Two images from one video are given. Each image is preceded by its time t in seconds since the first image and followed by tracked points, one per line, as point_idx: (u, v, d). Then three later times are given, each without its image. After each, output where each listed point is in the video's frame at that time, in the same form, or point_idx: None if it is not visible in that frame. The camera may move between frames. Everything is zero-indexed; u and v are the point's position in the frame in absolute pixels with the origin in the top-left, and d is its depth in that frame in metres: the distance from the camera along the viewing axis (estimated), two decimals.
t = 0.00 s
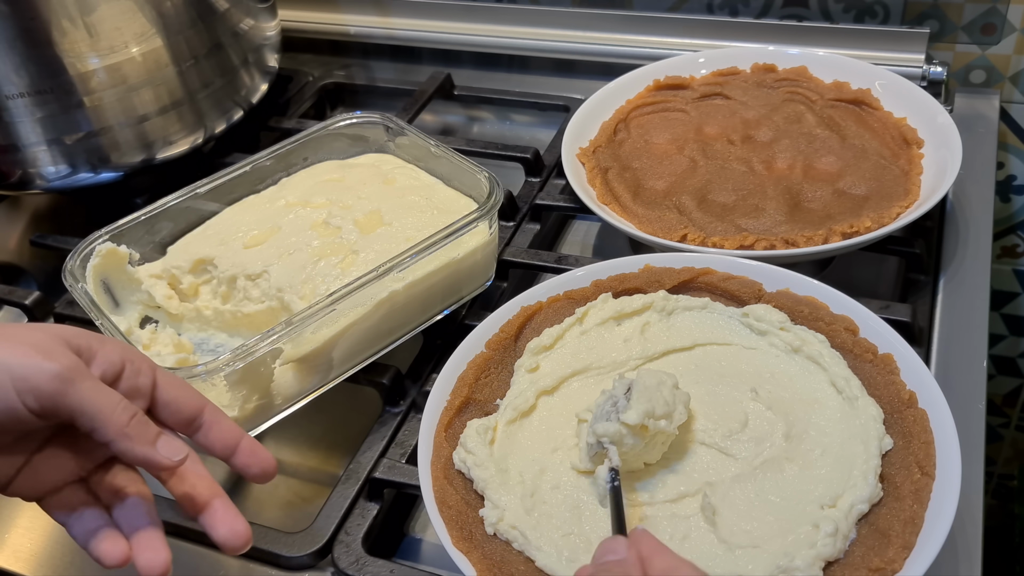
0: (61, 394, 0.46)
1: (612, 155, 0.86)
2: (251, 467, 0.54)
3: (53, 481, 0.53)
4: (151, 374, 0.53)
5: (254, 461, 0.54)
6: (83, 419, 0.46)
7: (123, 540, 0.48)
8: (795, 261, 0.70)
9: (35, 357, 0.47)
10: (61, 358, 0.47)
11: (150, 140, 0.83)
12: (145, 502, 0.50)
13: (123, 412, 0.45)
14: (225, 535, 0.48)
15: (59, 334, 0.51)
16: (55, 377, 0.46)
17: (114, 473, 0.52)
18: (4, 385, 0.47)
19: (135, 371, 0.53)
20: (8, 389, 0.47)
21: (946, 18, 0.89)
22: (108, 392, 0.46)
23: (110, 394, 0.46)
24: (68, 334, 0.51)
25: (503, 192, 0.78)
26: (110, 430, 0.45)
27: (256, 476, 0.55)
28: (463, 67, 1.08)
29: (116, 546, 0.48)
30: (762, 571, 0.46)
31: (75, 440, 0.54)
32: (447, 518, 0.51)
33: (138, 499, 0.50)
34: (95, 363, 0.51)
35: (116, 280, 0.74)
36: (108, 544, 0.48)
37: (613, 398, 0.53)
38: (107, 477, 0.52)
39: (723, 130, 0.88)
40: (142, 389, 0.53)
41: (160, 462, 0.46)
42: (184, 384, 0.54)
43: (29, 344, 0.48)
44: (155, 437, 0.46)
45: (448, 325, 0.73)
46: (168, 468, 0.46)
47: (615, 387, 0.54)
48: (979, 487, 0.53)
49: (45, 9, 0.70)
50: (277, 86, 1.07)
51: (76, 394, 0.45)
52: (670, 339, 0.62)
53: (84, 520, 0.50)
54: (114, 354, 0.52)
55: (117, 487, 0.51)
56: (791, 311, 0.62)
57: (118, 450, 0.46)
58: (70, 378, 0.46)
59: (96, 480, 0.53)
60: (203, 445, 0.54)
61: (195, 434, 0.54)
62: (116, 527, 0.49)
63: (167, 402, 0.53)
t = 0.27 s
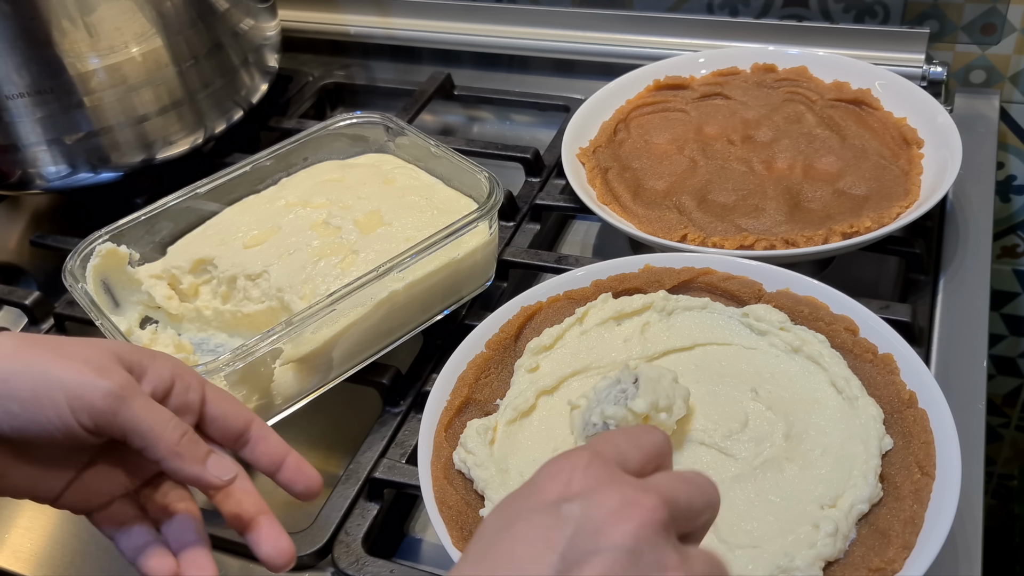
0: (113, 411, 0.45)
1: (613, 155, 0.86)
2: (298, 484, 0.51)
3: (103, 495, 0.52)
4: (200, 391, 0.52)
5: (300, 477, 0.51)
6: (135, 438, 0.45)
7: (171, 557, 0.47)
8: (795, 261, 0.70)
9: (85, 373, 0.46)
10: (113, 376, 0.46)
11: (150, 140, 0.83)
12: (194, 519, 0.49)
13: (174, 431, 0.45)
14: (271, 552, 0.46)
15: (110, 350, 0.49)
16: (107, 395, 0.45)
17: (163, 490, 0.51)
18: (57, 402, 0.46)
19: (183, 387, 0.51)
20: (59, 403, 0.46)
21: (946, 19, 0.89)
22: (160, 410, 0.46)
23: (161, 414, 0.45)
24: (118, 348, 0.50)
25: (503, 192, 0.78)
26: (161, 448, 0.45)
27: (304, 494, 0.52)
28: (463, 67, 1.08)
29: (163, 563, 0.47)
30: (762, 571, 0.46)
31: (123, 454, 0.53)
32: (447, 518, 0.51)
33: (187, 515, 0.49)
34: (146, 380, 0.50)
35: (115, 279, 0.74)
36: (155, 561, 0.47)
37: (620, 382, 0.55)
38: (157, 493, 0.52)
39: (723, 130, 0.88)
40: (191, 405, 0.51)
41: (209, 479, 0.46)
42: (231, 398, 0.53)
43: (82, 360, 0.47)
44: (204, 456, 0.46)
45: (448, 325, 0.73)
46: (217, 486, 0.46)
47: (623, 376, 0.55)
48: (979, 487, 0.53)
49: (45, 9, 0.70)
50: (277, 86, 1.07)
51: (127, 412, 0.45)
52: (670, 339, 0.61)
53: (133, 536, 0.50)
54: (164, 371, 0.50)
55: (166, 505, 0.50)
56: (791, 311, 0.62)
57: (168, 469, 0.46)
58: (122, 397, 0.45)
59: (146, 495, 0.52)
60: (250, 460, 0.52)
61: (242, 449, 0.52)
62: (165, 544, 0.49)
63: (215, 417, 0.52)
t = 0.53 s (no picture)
0: (225, 429, 0.46)
1: (613, 155, 0.86)
2: (381, 476, 0.53)
3: (201, 501, 0.54)
4: (293, 398, 0.53)
5: (383, 468, 0.53)
6: (248, 451, 0.46)
7: (276, 559, 0.49)
8: (795, 261, 0.70)
9: (199, 391, 0.46)
10: (224, 392, 0.46)
11: (150, 140, 0.83)
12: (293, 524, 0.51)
13: (281, 443, 0.46)
14: (367, 550, 0.48)
15: (214, 363, 0.50)
16: (222, 413, 0.45)
17: (261, 497, 0.53)
18: (173, 420, 0.46)
19: (280, 395, 0.52)
20: (177, 423, 0.46)
21: (946, 18, 0.89)
22: (269, 424, 0.46)
23: (269, 426, 0.46)
24: (221, 362, 0.50)
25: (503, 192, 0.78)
26: (271, 460, 0.46)
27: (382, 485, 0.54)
28: (463, 67, 1.08)
29: (268, 563, 0.48)
30: (762, 571, 0.46)
31: (219, 464, 0.54)
32: (447, 518, 0.52)
33: (285, 521, 0.51)
34: (249, 392, 0.51)
35: (116, 280, 0.74)
36: (260, 561, 0.48)
37: (640, 311, 0.51)
38: (254, 500, 0.53)
39: (723, 130, 0.88)
40: (285, 412, 0.53)
41: (314, 488, 0.47)
42: (320, 399, 0.54)
43: (195, 377, 0.47)
44: (308, 465, 0.47)
45: (448, 325, 0.73)
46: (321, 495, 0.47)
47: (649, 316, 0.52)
48: (980, 487, 0.53)
49: (45, 8, 0.70)
50: (277, 86, 1.07)
51: (241, 428, 0.46)
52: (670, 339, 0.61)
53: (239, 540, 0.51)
54: (264, 381, 0.51)
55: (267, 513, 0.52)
56: (791, 311, 0.62)
57: (275, 479, 0.47)
58: (234, 412, 0.46)
59: (242, 500, 0.54)
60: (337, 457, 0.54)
61: (331, 447, 0.54)
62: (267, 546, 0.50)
63: (307, 420, 0.53)
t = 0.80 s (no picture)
0: (279, 424, 0.49)
1: (613, 155, 0.86)
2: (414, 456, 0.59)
3: (246, 492, 0.57)
4: (334, 389, 0.57)
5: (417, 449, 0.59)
6: (301, 444, 0.50)
7: (323, 547, 0.53)
8: (795, 261, 0.70)
9: (251, 390, 0.49)
10: (276, 390, 0.50)
11: (150, 141, 0.83)
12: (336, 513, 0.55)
13: (329, 436, 0.50)
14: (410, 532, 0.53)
15: (260, 359, 0.53)
16: (277, 410, 0.49)
17: (305, 487, 0.58)
18: (229, 418, 0.50)
19: (322, 388, 0.56)
20: (230, 418, 0.50)
21: (946, 19, 0.89)
22: (320, 419, 0.51)
23: (320, 422, 0.51)
24: (267, 359, 0.54)
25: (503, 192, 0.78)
26: (321, 453, 0.50)
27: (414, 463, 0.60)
28: (463, 67, 1.08)
29: (318, 552, 0.52)
30: (762, 571, 0.46)
31: (266, 457, 0.58)
32: (447, 518, 0.52)
33: (330, 513, 0.55)
34: (293, 385, 0.54)
35: (115, 279, 0.74)
36: (309, 551, 0.52)
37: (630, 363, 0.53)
38: (299, 489, 0.58)
39: (723, 130, 0.88)
40: (327, 403, 0.57)
41: (360, 479, 0.51)
42: (357, 389, 0.59)
43: (246, 376, 0.50)
44: (355, 457, 0.51)
45: (448, 325, 0.73)
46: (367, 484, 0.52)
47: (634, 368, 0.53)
48: (980, 487, 0.53)
49: (44, 8, 0.70)
50: (277, 86, 1.07)
51: (295, 424, 0.50)
52: (670, 339, 0.61)
53: (286, 531, 0.54)
54: (307, 375, 0.55)
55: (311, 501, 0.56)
56: (791, 311, 0.62)
57: (322, 469, 0.52)
58: (288, 409, 0.49)
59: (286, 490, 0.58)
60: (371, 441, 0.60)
61: (366, 433, 0.59)
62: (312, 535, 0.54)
63: (346, 409, 0.58)
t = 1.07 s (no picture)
0: (296, 436, 0.50)
1: (613, 155, 0.86)
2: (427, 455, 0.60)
3: (260, 497, 0.57)
4: (349, 394, 0.57)
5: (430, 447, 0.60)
6: (317, 453, 0.51)
7: (338, 553, 0.53)
8: (795, 261, 0.70)
9: (270, 402, 0.49)
10: (293, 402, 0.50)
11: (150, 141, 0.83)
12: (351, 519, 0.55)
13: (345, 447, 0.51)
14: (420, 539, 0.53)
15: (277, 368, 0.53)
16: (294, 422, 0.49)
17: (320, 492, 0.58)
18: (247, 429, 0.50)
19: (337, 394, 0.56)
20: (248, 430, 0.50)
21: (946, 18, 0.89)
22: (335, 430, 0.51)
23: (336, 433, 0.51)
24: (283, 366, 0.53)
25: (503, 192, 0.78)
26: (337, 464, 0.51)
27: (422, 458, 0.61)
28: (463, 67, 1.08)
29: (333, 559, 0.52)
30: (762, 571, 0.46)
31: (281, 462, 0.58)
32: (447, 518, 0.52)
33: (345, 520, 0.55)
34: (310, 394, 0.55)
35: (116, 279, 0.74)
36: (324, 557, 0.53)
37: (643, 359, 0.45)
38: (313, 495, 0.58)
39: (723, 130, 0.88)
40: (342, 408, 0.57)
41: (375, 488, 0.52)
42: (372, 391, 0.59)
43: (263, 387, 0.50)
44: (370, 466, 0.53)
45: (448, 325, 0.73)
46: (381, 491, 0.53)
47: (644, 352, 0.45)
48: (979, 487, 0.53)
49: (44, 8, 0.70)
50: (277, 86, 1.07)
51: (312, 435, 0.50)
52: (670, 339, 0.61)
53: (302, 537, 0.54)
54: (323, 383, 0.55)
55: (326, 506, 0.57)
56: (791, 311, 0.62)
57: (338, 478, 0.53)
58: (305, 421, 0.50)
59: (300, 494, 0.58)
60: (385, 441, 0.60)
61: (381, 433, 0.59)
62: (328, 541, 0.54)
63: (361, 411, 0.58)
